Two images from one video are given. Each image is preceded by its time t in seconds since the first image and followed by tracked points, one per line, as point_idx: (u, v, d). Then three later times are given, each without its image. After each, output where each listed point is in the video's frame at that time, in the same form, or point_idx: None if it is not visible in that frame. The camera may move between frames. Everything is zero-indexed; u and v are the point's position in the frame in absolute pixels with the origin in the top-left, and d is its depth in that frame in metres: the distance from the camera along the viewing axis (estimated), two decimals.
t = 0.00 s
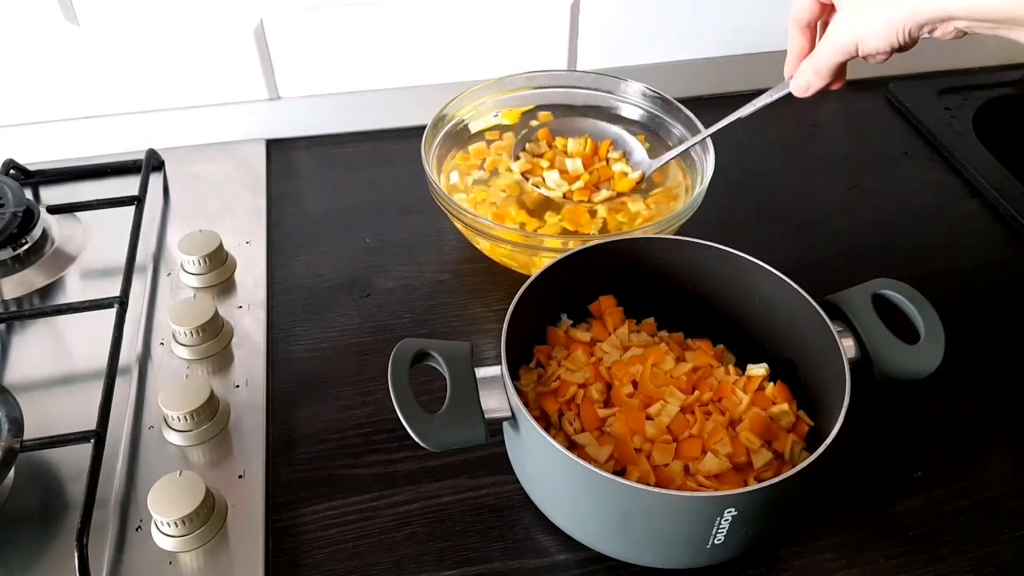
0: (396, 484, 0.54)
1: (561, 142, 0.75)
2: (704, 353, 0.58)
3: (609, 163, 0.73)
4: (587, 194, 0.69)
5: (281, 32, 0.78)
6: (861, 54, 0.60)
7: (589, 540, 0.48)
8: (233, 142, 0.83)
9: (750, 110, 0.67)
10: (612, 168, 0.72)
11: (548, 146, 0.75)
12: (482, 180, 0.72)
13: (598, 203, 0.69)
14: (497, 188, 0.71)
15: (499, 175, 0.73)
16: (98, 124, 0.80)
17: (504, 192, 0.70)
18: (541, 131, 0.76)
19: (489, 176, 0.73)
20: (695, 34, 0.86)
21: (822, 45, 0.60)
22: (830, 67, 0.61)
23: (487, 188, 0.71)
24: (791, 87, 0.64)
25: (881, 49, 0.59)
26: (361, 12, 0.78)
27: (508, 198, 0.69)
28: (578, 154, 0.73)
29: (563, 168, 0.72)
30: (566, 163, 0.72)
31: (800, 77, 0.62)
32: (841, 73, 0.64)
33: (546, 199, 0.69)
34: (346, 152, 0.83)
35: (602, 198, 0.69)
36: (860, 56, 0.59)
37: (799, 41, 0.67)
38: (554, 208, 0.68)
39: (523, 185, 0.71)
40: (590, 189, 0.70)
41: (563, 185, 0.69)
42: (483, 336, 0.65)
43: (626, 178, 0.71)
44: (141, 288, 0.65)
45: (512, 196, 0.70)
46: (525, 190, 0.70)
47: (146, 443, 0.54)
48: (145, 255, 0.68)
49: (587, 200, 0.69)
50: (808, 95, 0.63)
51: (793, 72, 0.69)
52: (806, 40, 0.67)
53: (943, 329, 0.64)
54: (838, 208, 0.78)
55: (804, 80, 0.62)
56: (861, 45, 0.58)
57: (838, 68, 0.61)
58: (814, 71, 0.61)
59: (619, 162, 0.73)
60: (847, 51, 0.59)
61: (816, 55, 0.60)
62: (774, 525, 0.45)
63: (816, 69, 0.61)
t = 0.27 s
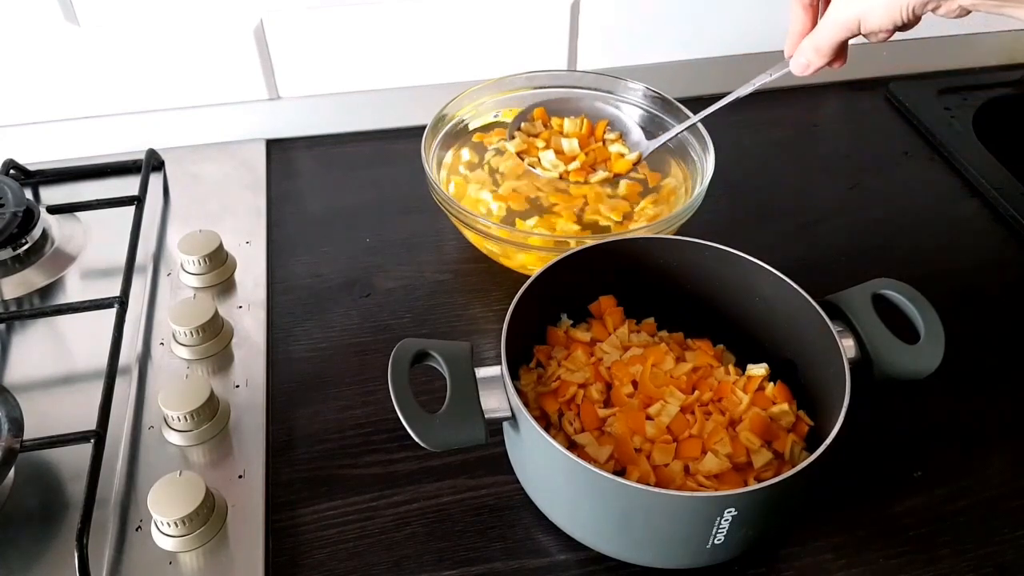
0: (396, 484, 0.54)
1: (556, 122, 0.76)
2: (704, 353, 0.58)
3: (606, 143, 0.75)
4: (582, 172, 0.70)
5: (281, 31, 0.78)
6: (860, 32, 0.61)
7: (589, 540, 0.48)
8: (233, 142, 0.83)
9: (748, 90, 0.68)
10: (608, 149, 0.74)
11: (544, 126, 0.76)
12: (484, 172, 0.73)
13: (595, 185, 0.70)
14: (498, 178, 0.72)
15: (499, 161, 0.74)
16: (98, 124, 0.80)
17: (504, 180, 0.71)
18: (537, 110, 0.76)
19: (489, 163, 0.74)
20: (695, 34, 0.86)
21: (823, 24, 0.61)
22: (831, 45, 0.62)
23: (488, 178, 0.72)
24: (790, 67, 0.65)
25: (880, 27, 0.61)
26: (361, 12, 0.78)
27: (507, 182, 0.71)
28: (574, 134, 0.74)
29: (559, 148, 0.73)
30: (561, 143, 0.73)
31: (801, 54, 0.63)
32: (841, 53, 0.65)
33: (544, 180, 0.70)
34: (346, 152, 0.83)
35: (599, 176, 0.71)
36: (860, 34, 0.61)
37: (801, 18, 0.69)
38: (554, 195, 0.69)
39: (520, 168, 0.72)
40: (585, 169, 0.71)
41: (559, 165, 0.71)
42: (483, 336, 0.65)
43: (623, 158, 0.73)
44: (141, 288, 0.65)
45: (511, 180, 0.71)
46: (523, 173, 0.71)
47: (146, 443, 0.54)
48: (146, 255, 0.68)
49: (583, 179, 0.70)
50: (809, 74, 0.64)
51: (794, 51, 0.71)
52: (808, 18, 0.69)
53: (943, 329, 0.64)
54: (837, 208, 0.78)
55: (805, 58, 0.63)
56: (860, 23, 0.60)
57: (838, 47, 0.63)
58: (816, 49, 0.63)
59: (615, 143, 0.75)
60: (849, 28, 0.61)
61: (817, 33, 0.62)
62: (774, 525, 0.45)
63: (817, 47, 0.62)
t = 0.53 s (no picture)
0: (396, 484, 0.54)
1: (561, 116, 0.75)
2: (704, 353, 0.58)
3: (610, 138, 0.74)
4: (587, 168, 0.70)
5: (281, 31, 0.78)
6: (865, 27, 0.61)
7: (589, 540, 0.48)
8: (233, 142, 0.83)
9: (753, 86, 0.67)
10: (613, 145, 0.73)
11: (548, 121, 0.75)
12: (490, 171, 0.73)
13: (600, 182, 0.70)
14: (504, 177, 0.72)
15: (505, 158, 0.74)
16: (98, 124, 0.80)
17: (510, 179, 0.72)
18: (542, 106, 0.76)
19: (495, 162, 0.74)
20: (695, 34, 0.86)
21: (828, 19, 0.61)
22: (837, 41, 0.62)
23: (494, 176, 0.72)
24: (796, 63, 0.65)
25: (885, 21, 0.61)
26: (361, 12, 0.78)
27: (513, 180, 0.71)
28: (579, 129, 0.73)
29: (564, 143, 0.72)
30: (567, 137, 0.72)
31: (807, 50, 0.63)
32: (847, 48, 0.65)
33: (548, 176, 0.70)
34: (346, 152, 0.83)
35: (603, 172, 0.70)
36: (866, 29, 0.61)
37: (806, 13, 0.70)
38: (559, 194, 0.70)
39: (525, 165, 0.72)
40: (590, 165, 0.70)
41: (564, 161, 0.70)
42: (483, 336, 0.65)
43: (627, 153, 0.72)
44: (141, 288, 0.65)
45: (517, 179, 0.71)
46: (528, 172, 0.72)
47: (146, 443, 0.54)
48: (145, 255, 0.68)
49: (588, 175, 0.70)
50: (814, 69, 0.64)
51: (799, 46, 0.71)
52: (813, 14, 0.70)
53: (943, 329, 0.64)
54: (837, 208, 0.78)
55: (811, 54, 0.63)
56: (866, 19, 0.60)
57: (843, 43, 0.63)
58: (821, 44, 0.62)
59: (620, 138, 0.74)
60: (854, 24, 0.61)
61: (822, 29, 0.62)
62: (774, 525, 0.45)
63: (823, 43, 0.62)
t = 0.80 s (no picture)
0: (396, 484, 0.54)
1: (572, 107, 0.76)
2: (704, 353, 0.58)
3: (618, 129, 0.75)
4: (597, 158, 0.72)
5: (281, 31, 0.78)
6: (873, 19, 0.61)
7: (589, 540, 0.48)
8: (233, 142, 0.83)
9: (759, 78, 0.67)
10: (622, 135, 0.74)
11: (559, 112, 0.76)
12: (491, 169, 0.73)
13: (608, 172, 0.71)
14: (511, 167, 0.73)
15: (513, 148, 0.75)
16: (98, 124, 0.80)
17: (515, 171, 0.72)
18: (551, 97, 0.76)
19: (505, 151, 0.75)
20: (695, 33, 0.86)
21: (835, 11, 0.61)
22: (843, 32, 0.62)
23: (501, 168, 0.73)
24: (804, 55, 0.65)
25: (893, 14, 0.60)
26: (361, 12, 0.78)
27: (519, 171, 0.72)
28: (589, 120, 0.75)
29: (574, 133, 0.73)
30: (577, 126, 0.73)
31: (813, 42, 0.63)
32: (855, 40, 0.64)
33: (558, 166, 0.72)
34: (346, 152, 0.83)
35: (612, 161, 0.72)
36: (873, 21, 0.61)
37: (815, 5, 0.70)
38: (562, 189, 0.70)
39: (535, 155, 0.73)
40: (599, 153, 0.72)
41: (575, 150, 0.71)
42: (483, 336, 0.65)
43: (636, 144, 0.74)
44: (141, 288, 0.65)
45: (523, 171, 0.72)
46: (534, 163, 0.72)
47: (146, 443, 0.54)
48: (145, 255, 0.68)
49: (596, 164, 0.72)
50: (821, 61, 0.64)
51: (807, 38, 0.71)
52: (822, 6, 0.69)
53: (943, 329, 0.64)
54: (837, 208, 0.78)
55: (817, 46, 0.63)
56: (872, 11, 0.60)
57: (851, 34, 0.62)
58: (827, 37, 0.62)
59: (630, 128, 0.75)
60: (860, 16, 0.60)
61: (829, 21, 0.62)
62: (774, 525, 0.45)
63: (829, 35, 0.62)
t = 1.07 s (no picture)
0: (396, 484, 0.54)
1: (572, 96, 0.75)
2: (704, 353, 0.58)
3: (620, 119, 0.75)
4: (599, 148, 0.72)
5: (281, 31, 0.78)
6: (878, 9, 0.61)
7: (589, 540, 0.48)
8: (233, 142, 0.83)
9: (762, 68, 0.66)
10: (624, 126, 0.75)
11: (559, 101, 0.75)
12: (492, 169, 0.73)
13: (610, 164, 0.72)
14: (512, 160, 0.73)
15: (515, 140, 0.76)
16: (98, 124, 0.80)
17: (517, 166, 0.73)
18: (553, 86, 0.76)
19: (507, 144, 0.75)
20: (695, 33, 0.86)
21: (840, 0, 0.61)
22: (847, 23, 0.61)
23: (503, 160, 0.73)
24: (806, 46, 0.64)
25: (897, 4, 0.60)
26: (361, 12, 0.78)
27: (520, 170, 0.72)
28: (590, 109, 0.74)
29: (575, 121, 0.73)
30: (578, 115, 0.73)
31: (817, 33, 0.63)
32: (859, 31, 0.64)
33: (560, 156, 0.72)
34: (346, 152, 0.83)
35: (612, 151, 0.73)
36: (877, 11, 0.61)
37: None
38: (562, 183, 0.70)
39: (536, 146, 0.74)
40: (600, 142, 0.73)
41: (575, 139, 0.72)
42: (483, 336, 0.65)
43: (636, 133, 0.74)
44: (141, 288, 0.65)
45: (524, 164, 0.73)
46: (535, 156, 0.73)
47: (146, 443, 0.54)
48: (145, 255, 0.68)
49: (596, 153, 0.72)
50: (824, 52, 0.63)
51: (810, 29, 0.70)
52: None
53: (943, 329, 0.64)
54: (837, 208, 0.78)
55: (821, 37, 0.63)
56: None
57: (854, 26, 0.62)
58: (832, 27, 0.62)
59: (631, 119, 0.75)
60: (865, 5, 0.60)
61: (834, 10, 0.61)
62: (774, 525, 0.45)
63: (833, 25, 0.62)
